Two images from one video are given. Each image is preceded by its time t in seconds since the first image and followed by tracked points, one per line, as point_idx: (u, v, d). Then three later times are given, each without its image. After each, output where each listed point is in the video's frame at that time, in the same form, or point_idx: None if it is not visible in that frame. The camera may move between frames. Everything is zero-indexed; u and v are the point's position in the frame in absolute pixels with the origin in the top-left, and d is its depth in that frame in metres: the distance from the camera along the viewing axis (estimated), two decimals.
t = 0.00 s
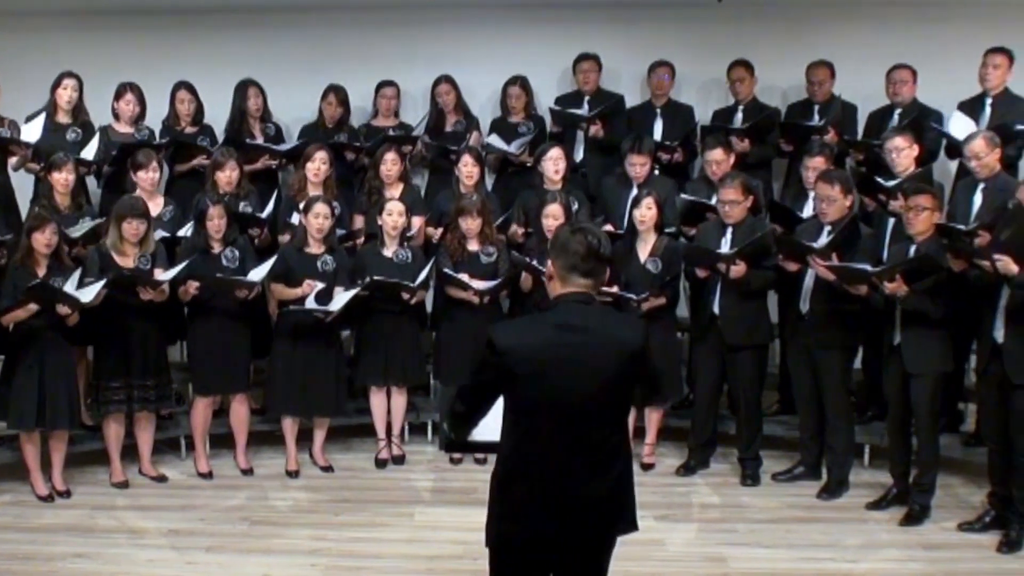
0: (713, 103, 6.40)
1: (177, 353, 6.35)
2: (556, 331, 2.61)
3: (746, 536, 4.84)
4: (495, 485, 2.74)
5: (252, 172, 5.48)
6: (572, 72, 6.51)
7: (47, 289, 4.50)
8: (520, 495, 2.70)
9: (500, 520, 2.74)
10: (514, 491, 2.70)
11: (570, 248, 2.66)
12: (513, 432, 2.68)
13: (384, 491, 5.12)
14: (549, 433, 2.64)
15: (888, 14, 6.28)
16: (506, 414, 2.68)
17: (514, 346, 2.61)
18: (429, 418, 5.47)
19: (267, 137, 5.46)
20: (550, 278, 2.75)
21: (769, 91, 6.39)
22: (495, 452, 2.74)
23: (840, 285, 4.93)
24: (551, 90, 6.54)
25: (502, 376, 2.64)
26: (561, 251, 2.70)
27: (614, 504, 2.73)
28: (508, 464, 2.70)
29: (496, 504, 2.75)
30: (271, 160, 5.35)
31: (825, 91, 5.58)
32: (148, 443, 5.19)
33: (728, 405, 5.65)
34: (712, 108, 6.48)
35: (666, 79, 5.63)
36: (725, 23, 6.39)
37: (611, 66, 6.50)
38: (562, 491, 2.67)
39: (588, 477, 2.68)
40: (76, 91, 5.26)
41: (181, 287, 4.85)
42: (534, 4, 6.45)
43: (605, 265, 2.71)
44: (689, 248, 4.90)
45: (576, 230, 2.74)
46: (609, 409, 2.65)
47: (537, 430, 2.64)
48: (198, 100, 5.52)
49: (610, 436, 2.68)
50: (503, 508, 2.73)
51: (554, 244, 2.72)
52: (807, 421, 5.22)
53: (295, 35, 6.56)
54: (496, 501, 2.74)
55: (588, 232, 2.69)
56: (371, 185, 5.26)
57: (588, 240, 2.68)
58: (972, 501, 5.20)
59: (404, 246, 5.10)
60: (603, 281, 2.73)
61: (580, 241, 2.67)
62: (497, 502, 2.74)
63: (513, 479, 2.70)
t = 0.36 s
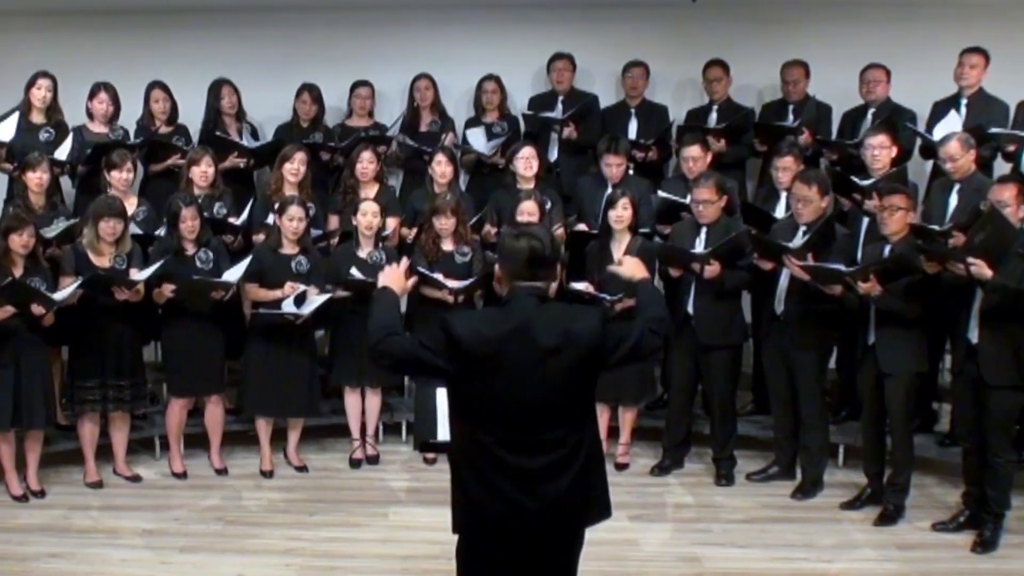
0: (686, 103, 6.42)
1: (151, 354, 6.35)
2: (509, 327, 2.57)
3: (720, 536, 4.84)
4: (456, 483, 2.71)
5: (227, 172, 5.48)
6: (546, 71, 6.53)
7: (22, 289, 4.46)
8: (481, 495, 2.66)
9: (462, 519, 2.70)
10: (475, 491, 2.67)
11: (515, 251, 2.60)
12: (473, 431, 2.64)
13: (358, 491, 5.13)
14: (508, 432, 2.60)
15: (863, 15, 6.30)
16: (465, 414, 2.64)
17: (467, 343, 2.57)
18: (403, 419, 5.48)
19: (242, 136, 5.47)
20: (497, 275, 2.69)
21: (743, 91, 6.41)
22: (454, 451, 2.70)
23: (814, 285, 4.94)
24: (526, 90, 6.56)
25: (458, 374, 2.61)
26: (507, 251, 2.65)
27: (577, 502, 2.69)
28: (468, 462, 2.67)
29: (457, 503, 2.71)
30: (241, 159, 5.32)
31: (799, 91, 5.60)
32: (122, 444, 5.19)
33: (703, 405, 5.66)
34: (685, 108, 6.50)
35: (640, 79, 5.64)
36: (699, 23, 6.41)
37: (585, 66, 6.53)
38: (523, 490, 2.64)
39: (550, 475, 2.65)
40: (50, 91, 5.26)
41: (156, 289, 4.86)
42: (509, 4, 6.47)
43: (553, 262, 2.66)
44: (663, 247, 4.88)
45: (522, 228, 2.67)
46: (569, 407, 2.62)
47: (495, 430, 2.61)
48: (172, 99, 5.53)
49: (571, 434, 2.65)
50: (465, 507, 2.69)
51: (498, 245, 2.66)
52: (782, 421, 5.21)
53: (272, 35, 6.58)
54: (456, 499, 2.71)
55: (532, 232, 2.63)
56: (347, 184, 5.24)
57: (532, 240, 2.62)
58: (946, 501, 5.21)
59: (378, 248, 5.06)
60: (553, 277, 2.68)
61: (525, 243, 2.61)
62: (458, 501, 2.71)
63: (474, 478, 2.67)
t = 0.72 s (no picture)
0: (660, 103, 6.44)
1: (125, 353, 6.35)
2: (450, 339, 2.57)
3: (695, 536, 4.84)
4: (412, 501, 2.70)
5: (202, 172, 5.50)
6: (521, 72, 6.55)
7: None
8: (440, 509, 2.67)
9: (421, 537, 2.70)
10: (434, 506, 2.67)
11: (450, 265, 2.59)
12: (428, 447, 2.64)
13: (332, 491, 5.13)
14: (464, 444, 2.62)
15: (838, 17, 6.32)
16: (418, 429, 2.64)
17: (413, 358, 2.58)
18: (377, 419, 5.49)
19: (216, 135, 5.49)
20: (440, 282, 2.68)
21: (717, 91, 6.43)
22: (407, 470, 2.69)
23: (789, 286, 4.94)
24: (501, 90, 6.58)
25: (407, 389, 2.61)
26: (447, 262, 2.63)
27: (533, 507, 2.72)
28: (423, 479, 2.66)
29: (415, 521, 2.70)
30: (212, 160, 5.30)
31: (773, 91, 5.61)
32: (96, 444, 5.19)
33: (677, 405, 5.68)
34: (659, 108, 6.52)
35: (614, 80, 5.64)
36: (674, 23, 6.43)
37: (560, 66, 6.54)
38: (483, 501, 2.65)
39: (507, 484, 2.66)
40: (24, 92, 5.28)
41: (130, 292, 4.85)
42: (486, 4, 6.48)
43: (493, 268, 2.62)
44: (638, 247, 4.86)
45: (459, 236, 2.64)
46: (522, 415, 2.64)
47: (451, 442, 2.61)
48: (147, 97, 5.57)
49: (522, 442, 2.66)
50: (423, 524, 2.69)
51: (438, 255, 2.64)
52: (756, 421, 5.21)
53: (249, 34, 6.58)
54: (413, 517, 2.70)
55: (465, 243, 2.59)
56: (322, 184, 5.21)
57: (468, 250, 2.59)
58: (920, 501, 5.22)
59: (353, 248, 5.03)
60: (497, 281, 2.65)
61: (459, 256, 2.58)
62: (415, 519, 2.70)
63: (430, 494, 2.66)
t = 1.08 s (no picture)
0: (633, 103, 6.45)
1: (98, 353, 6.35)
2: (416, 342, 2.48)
3: (668, 536, 4.84)
4: (404, 508, 2.60)
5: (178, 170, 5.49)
6: (496, 71, 6.56)
7: None
8: (434, 512, 2.59)
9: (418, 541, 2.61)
10: (432, 508, 2.60)
11: (401, 271, 2.50)
12: (422, 452, 2.54)
13: (306, 491, 5.14)
14: (458, 444, 2.56)
15: (814, 17, 6.33)
16: (411, 437, 2.52)
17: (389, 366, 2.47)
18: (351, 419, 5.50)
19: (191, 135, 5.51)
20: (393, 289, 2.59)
21: (691, 91, 6.44)
22: (397, 478, 2.58)
23: (764, 286, 4.94)
24: (477, 90, 6.59)
25: (394, 400, 2.48)
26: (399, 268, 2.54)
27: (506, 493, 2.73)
28: (419, 484, 2.57)
29: (408, 525, 2.61)
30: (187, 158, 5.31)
31: (747, 91, 5.61)
32: (70, 443, 5.17)
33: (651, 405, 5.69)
34: (633, 107, 6.53)
35: (587, 79, 5.64)
36: (649, 23, 6.44)
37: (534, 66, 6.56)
38: (479, 495, 2.62)
39: (494, 473, 2.67)
40: None
41: (104, 292, 4.85)
42: (462, 4, 6.49)
43: (446, 271, 2.54)
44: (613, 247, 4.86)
45: (409, 239, 2.55)
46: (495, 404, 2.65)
47: (450, 444, 2.54)
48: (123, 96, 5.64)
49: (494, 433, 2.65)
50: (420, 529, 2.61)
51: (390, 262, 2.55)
52: (730, 421, 5.21)
53: (226, 34, 6.59)
54: (407, 522, 2.60)
55: (416, 247, 2.51)
56: (297, 183, 5.21)
57: (419, 253, 2.51)
58: (895, 501, 5.22)
59: (329, 248, 5.01)
60: (451, 285, 2.56)
61: (410, 260, 2.50)
62: (410, 524, 2.61)
63: (421, 498, 2.58)
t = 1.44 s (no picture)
0: (606, 102, 6.47)
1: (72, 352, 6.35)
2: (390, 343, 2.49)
3: (643, 536, 4.85)
4: (391, 513, 2.57)
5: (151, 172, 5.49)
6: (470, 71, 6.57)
7: None
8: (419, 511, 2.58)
9: (406, 548, 2.58)
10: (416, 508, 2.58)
11: (362, 279, 2.52)
12: (413, 453, 2.54)
13: (280, 490, 5.14)
14: (446, 445, 2.59)
15: (791, 18, 6.34)
16: (403, 438, 2.52)
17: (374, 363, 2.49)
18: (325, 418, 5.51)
19: (166, 136, 5.50)
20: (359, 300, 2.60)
21: (666, 90, 6.45)
22: (386, 482, 2.56)
23: (736, 286, 4.95)
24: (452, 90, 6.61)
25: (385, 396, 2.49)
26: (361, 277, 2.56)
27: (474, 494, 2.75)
28: (407, 487, 2.56)
29: (394, 533, 2.58)
30: (162, 158, 5.33)
31: (722, 90, 5.62)
32: (45, 443, 5.16)
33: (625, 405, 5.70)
34: (606, 106, 6.54)
35: (561, 79, 5.65)
36: (624, 22, 6.45)
37: (508, 66, 6.57)
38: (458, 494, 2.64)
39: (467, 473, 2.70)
40: None
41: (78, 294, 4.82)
42: (438, 4, 6.50)
43: (408, 279, 2.55)
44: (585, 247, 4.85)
45: (371, 249, 2.58)
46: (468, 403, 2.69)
47: (440, 440, 2.56)
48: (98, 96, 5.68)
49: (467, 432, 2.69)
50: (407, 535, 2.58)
51: (354, 273, 2.57)
52: (703, 421, 5.22)
53: (203, 33, 6.60)
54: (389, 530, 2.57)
55: (376, 257, 2.53)
56: (271, 183, 5.21)
57: (379, 263, 2.53)
58: (869, 501, 5.23)
59: (303, 247, 5.00)
60: (413, 294, 2.57)
61: (371, 268, 2.51)
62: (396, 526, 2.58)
63: (408, 498, 2.56)
